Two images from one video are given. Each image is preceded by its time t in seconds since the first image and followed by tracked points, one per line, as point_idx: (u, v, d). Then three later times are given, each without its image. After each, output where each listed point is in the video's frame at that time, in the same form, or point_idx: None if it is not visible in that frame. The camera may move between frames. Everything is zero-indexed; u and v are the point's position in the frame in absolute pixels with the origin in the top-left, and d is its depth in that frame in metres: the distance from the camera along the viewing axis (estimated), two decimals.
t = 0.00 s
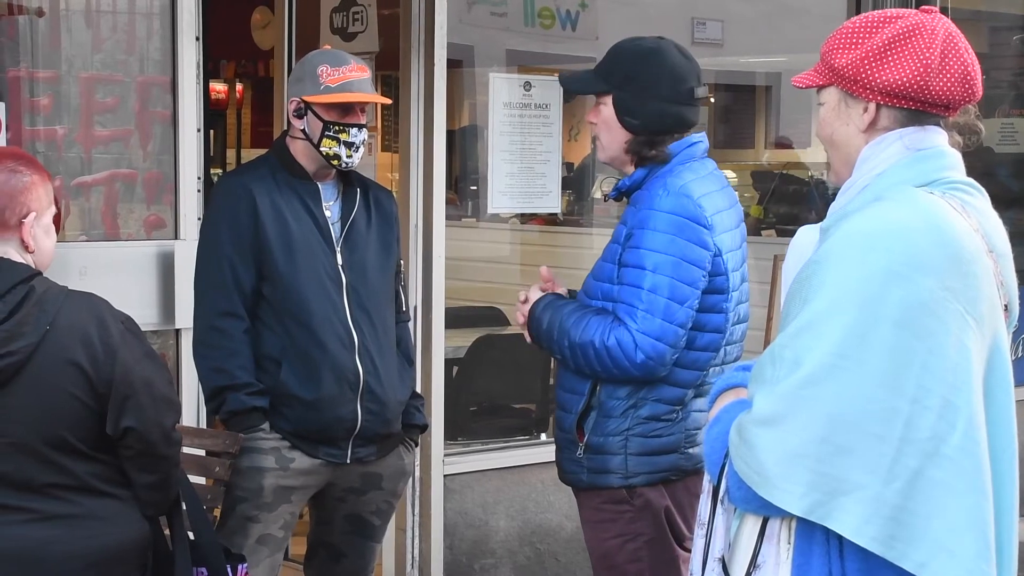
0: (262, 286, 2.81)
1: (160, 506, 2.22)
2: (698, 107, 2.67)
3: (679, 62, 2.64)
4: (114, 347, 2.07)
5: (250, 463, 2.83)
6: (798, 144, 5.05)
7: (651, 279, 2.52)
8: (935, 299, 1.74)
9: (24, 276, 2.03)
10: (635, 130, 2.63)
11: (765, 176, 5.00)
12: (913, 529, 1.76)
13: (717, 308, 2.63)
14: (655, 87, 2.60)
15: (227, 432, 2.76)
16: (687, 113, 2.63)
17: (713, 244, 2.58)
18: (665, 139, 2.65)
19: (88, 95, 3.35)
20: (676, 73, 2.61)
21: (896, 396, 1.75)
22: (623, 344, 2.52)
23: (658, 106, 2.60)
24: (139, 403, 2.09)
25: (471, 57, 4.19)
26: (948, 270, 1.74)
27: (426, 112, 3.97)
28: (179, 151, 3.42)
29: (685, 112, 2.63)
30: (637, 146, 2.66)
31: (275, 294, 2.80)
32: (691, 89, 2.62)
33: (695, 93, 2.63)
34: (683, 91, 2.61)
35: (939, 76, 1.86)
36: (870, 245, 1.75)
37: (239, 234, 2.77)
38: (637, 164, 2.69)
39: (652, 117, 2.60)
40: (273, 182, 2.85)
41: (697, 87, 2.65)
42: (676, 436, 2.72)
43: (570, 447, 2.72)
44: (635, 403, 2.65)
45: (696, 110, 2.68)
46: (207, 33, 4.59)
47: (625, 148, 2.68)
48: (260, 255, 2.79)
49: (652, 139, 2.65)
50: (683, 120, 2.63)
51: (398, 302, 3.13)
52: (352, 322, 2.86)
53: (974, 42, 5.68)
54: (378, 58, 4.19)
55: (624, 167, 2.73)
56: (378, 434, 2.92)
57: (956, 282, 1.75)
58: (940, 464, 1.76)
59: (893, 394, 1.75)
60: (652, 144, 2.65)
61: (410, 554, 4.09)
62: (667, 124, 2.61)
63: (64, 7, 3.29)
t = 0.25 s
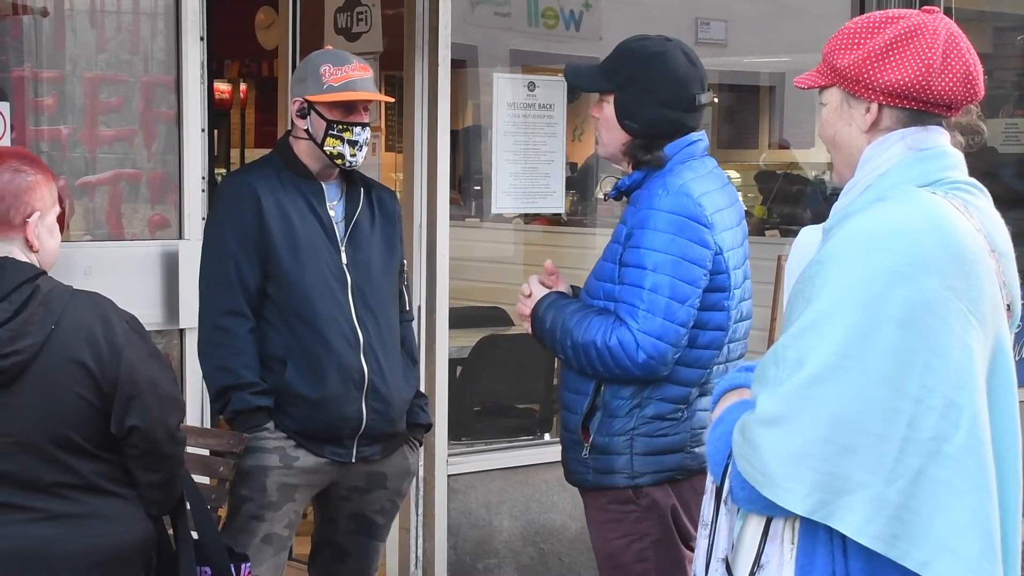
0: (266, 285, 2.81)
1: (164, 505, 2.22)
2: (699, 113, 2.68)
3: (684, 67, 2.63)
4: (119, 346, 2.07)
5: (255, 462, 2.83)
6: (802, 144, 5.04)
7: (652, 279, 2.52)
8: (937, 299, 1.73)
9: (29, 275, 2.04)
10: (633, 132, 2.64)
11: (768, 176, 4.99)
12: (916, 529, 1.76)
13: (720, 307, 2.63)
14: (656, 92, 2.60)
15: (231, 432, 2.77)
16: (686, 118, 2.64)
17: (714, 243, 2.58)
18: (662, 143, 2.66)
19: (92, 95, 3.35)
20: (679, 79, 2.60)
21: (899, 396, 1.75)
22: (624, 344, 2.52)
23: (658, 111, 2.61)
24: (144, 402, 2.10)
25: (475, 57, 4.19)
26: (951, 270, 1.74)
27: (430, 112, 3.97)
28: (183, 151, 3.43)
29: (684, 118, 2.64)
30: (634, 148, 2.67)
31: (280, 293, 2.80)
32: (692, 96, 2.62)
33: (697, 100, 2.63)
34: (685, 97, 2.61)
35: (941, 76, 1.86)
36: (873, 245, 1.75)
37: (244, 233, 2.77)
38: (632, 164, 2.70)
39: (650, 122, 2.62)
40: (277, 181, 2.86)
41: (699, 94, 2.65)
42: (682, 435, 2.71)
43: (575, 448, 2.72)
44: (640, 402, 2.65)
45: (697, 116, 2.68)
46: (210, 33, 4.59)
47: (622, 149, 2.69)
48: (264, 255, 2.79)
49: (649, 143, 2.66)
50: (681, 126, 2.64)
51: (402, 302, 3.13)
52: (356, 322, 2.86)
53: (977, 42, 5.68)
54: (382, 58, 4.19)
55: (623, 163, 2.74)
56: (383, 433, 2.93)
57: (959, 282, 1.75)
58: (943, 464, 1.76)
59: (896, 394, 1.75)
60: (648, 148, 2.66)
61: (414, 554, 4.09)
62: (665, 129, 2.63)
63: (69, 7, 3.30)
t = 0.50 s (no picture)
0: (272, 285, 2.82)
1: (169, 505, 2.22)
2: (704, 110, 2.66)
3: (685, 65, 2.62)
4: (125, 345, 2.08)
5: (262, 462, 2.83)
6: (807, 143, 5.04)
7: (659, 280, 2.52)
8: (943, 298, 1.73)
9: (35, 275, 2.04)
10: (637, 133, 2.64)
11: (774, 176, 4.99)
12: (922, 528, 1.76)
13: (726, 306, 2.63)
14: (657, 92, 2.60)
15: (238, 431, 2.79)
16: (690, 116, 2.63)
17: (721, 243, 2.57)
18: (666, 143, 2.65)
19: (98, 95, 3.36)
20: (680, 77, 2.59)
21: (904, 395, 1.74)
22: (632, 346, 2.51)
23: (660, 110, 2.60)
24: (150, 401, 2.10)
25: (480, 57, 4.19)
26: (957, 269, 1.73)
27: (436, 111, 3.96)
28: (189, 150, 3.43)
29: (688, 116, 2.62)
30: (640, 150, 2.67)
31: (286, 293, 2.80)
32: (695, 93, 2.61)
33: (700, 97, 2.62)
34: (687, 95, 2.60)
35: (946, 75, 1.85)
36: (878, 244, 1.75)
37: (251, 234, 2.78)
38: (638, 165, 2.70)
39: (653, 122, 2.61)
40: (282, 180, 2.86)
41: (702, 90, 2.63)
42: (688, 435, 2.71)
43: (583, 448, 2.72)
44: (648, 402, 2.65)
45: (702, 113, 2.67)
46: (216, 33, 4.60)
47: (627, 151, 2.69)
48: (271, 255, 2.79)
49: (653, 143, 2.65)
50: (686, 125, 2.63)
51: (408, 301, 3.13)
52: (363, 321, 2.86)
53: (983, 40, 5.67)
54: (387, 58, 4.20)
55: (628, 164, 2.74)
56: (389, 432, 2.93)
57: (966, 281, 1.74)
58: (949, 463, 1.75)
59: (902, 393, 1.74)
60: (653, 148, 2.66)
61: (419, 553, 4.09)
62: (669, 128, 2.62)
63: (74, 7, 3.31)
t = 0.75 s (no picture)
0: (278, 285, 2.82)
1: (174, 505, 2.23)
2: (705, 111, 2.65)
3: (685, 65, 2.61)
4: (130, 345, 2.08)
5: (267, 462, 2.83)
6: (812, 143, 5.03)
7: (666, 283, 2.51)
8: (948, 298, 1.72)
9: (40, 275, 2.04)
10: (638, 134, 2.65)
11: (779, 176, 4.99)
12: (927, 528, 1.76)
13: (733, 307, 2.63)
14: (657, 93, 2.59)
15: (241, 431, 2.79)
16: (691, 117, 2.62)
17: (726, 244, 2.57)
18: (667, 144, 2.65)
19: (103, 95, 3.37)
20: (680, 78, 2.58)
21: (908, 395, 1.74)
22: (639, 349, 2.51)
23: (659, 111, 2.60)
24: (155, 401, 2.10)
25: (485, 57, 4.19)
26: (962, 270, 1.73)
27: (440, 112, 3.96)
28: (194, 151, 3.44)
29: (689, 117, 2.62)
30: (642, 151, 2.68)
31: (292, 293, 2.80)
32: (695, 94, 2.60)
33: (700, 98, 2.61)
34: (686, 95, 2.59)
35: (950, 75, 1.85)
36: (883, 244, 1.74)
37: (257, 236, 2.78)
38: (640, 167, 2.71)
39: (652, 123, 2.61)
40: (287, 180, 2.86)
41: (702, 90, 2.62)
42: (696, 435, 2.71)
43: (590, 449, 2.72)
44: (655, 404, 2.64)
45: (704, 113, 2.66)
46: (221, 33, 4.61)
47: (629, 152, 2.70)
48: (276, 256, 2.79)
49: (655, 145, 2.66)
50: (687, 126, 2.63)
51: (413, 301, 3.13)
52: (369, 321, 2.87)
53: (990, 40, 5.65)
54: (392, 59, 4.20)
55: (632, 166, 2.75)
56: (395, 432, 2.93)
57: (970, 281, 1.74)
58: (954, 463, 1.75)
59: (906, 394, 1.74)
60: (654, 149, 2.66)
61: (424, 553, 4.08)
62: (669, 129, 2.62)
63: (80, 8, 3.31)
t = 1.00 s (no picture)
0: (285, 285, 2.82)
1: (180, 504, 2.23)
2: (709, 111, 2.65)
3: (689, 65, 2.61)
4: (136, 344, 2.08)
5: (272, 461, 2.83)
6: (817, 143, 5.02)
7: (673, 282, 2.51)
8: (955, 297, 1.72)
9: (46, 274, 2.04)
10: (641, 133, 2.64)
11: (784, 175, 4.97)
12: (934, 528, 1.75)
13: (740, 307, 2.62)
14: (660, 92, 2.59)
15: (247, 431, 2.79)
16: (694, 117, 2.62)
17: (733, 244, 2.56)
18: (671, 144, 2.65)
19: (109, 94, 3.37)
20: (683, 78, 2.58)
21: (915, 394, 1.73)
22: (647, 349, 2.51)
23: (662, 110, 2.60)
24: (161, 400, 2.10)
25: (491, 56, 4.19)
26: (968, 268, 1.72)
27: (446, 111, 3.96)
28: (200, 150, 3.44)
29: (692, 117, 2.61)
30: (644, 151, 2.68)
31: (298, 292, 2.80)
32: (698, 94, 2.60)
33: (703, 98, 2.61)
34: (690, 95, 2.59)
35: (957, 73, 1.84)
36: (890, 243, 1.74)
37: (264, 235, 2.78)
38: (644, 168, 2.71)
39: (655, 122, 2.61)
40: (294, 179, 2.86)
41: (706, 90, 2.61)
42: (703, 435, 2.70)
43: (597, 448, 2.71)
44: (662, 403, 2.64)
45: (708, 113, 2.65)
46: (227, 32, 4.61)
47: (634, 151, 2.70)
48: (283, 255, 2.79)
49: (658, 144, 2.65)
50: (691, 126, 2.63)
51: (419, 300, 3.13)
52: (375, 320, 2.87)
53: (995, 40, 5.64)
54: (398, 58, 4.20)
55: (638, 165, 2.75)
56: (401, 431, 2.93)
57: (977, 281, 1.73)
58: (960, 463, 1.74)
59: (913, 393, 1.73)
60: (657, 149, 2.66)
61: (430, 552, 4.08)
62: (672, 128, 2.61)
63: (86, 6, 3.32)
